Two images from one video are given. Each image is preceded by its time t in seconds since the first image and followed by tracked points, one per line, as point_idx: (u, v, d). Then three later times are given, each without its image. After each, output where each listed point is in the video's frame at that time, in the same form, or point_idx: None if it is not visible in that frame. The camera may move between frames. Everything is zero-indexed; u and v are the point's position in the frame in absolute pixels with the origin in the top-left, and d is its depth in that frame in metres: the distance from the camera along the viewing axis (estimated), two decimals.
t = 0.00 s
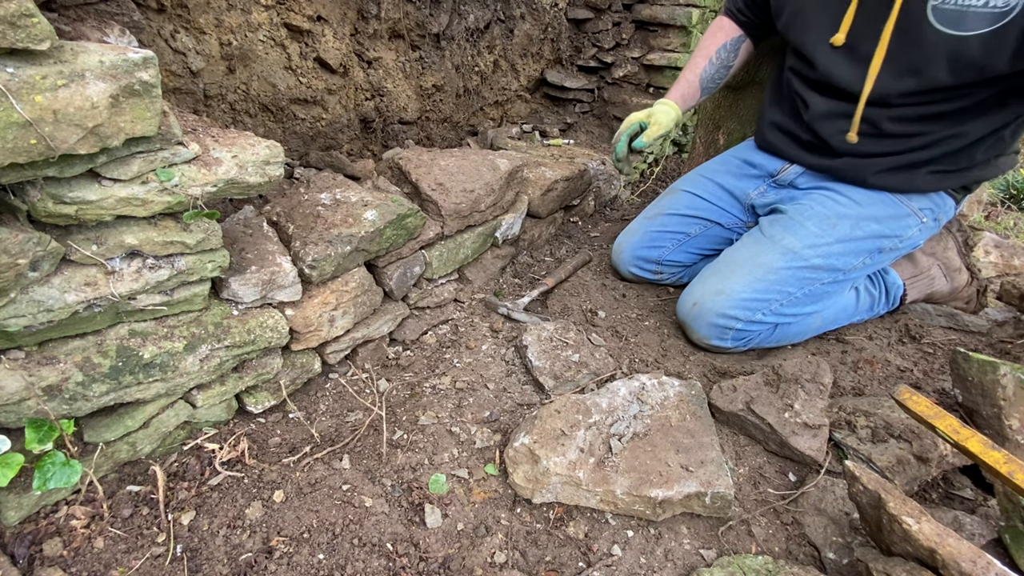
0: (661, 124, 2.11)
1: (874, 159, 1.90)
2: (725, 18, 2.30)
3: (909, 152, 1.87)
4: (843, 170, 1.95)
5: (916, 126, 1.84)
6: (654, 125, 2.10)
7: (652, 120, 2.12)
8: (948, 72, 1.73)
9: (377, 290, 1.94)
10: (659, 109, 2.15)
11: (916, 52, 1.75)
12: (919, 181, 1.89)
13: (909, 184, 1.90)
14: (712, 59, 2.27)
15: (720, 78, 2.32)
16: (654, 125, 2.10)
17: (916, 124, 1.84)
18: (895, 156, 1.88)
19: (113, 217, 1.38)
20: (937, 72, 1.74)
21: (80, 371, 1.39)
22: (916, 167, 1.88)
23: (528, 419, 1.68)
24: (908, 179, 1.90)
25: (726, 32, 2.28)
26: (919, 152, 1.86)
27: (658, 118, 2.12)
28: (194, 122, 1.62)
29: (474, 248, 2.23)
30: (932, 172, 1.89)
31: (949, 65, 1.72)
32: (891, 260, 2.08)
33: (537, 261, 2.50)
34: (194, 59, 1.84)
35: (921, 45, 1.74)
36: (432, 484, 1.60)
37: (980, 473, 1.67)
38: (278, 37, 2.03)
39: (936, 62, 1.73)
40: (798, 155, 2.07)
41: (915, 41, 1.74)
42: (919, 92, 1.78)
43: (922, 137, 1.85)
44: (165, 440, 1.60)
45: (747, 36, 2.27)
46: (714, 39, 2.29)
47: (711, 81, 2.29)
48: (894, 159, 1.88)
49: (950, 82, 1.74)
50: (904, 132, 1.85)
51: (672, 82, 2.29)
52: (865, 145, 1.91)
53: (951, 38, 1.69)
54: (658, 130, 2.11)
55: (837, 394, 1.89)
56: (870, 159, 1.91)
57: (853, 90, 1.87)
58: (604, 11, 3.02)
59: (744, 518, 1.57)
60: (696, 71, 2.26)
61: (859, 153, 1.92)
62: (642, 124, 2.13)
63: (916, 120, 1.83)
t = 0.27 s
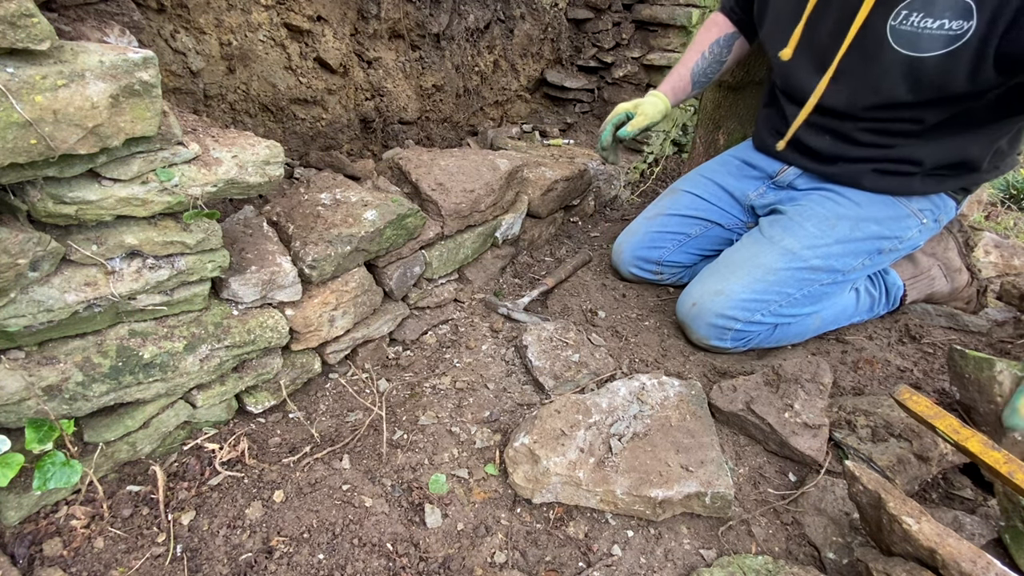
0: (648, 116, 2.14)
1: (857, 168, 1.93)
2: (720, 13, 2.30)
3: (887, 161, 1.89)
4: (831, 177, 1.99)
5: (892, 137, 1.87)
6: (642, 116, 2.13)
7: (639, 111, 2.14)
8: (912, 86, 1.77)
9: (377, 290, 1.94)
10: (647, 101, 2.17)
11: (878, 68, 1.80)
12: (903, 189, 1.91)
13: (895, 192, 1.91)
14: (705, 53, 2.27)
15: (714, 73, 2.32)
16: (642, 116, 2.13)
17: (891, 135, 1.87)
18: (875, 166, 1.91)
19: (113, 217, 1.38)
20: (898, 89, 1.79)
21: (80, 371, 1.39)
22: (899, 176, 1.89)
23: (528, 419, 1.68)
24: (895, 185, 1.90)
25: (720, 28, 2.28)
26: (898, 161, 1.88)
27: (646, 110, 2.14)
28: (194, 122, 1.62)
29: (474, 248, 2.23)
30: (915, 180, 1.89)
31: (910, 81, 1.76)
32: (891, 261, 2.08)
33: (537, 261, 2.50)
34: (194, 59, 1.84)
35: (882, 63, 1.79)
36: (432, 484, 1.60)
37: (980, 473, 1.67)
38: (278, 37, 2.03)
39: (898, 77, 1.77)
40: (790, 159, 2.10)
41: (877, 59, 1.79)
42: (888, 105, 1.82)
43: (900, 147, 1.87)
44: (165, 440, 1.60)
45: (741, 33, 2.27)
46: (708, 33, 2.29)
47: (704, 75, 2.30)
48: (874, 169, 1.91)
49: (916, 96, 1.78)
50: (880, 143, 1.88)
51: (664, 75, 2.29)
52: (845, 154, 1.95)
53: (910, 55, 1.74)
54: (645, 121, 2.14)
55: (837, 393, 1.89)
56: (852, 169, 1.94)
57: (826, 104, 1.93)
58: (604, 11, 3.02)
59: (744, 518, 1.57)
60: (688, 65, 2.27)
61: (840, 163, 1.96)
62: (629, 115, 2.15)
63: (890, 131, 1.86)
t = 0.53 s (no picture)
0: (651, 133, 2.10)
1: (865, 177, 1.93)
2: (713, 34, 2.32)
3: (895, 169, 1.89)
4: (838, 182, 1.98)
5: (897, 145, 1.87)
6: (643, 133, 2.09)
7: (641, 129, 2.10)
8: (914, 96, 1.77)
9: (377, 290, 1.94)
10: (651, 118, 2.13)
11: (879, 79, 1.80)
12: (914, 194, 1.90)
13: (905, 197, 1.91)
14: (702, 72, 2.27)
15: (710, 92, 2.32)
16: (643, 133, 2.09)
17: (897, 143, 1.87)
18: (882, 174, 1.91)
19: (113, 218, 1.38)
20: (902, 100, 1.79)
21: (80, 371, 1.39)
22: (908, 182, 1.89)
23: (528, 419, 1.68)
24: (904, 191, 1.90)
25: (715, 47, 2.29)
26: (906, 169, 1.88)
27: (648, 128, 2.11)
28: (194, 122, 1.62)
29: (474, 248, 2.23)
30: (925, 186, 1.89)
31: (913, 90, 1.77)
32: (892, 262, 2.08)
33: (537, 261, 2.50)
34: (194, 59, 1.84)
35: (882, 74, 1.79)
36: (432, 484, 1.60)
37: (980, 473, 1.67)
38: (278, 37, 2.03)
39: (901, 88, 1.78)
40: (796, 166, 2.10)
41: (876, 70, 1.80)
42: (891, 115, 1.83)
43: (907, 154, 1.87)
44: (165, 440, 1.60)
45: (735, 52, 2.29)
46: (703, 53, 2.30)
47: (701, 93, 2.29)
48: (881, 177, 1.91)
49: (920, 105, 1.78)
50: (886, 151, 1.89)
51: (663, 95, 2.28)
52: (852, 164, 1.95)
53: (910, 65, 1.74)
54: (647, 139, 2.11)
55: (838, 394, 1.89)
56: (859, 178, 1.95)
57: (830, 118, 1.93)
58: (604, 11, 3.02)
59: (744, 518, 1.57)
60: (687, 83, 2.26)
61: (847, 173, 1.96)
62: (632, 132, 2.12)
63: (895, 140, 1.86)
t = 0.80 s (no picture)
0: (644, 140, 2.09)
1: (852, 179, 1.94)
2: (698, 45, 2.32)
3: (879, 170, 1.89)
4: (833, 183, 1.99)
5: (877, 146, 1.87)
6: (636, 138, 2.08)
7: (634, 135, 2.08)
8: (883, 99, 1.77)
9: (377, 290, 1.94)
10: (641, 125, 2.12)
11: (846, 85, 1.81)
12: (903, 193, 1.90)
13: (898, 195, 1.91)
14: (688, 81, 2.27)
15: (698, 100, 2.32)
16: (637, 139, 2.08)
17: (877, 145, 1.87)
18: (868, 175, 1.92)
19: (113, 217, 1.38)
20: (873, 103, 1.79)
21: (80, 371, 1.39)
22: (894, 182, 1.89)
23: (528, 419, 1.68)
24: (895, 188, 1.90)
25: (700, 56, 2.29)
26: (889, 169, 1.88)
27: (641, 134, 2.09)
28: (194, 122, 1.62)
29: (474, 248, 2.23)
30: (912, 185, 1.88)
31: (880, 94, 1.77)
32: (891, 260, 2.08)
33: (537, 262, 2.50)
34: (194, 59, 1.84)
35: (849, 80, 1.80)
36: (432, 484, 1.60)
37: (980, 473, 1.67)
38: (278, 37, 2.03)
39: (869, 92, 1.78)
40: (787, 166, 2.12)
41: (843, 76, 1.81)
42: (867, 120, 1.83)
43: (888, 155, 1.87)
44: (165, 440, 1.60)
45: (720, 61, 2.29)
46: (689, 63, 2.30)
47: (689, 101, 2.28)
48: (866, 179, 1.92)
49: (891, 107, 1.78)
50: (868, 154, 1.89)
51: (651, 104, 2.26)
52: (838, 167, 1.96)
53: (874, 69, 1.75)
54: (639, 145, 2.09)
55: (838, 394, 1.89)
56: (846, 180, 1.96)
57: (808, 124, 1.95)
58: (604, 11, 3.02)
59: (744, 518, 1.57)
60: (675, 92, 2.25)
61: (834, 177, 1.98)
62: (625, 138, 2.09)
63: (873, 142, 1.87)
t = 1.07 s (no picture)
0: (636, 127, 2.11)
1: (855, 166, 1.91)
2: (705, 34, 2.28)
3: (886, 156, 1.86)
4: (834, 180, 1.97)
5: (887, 129, 1.83)
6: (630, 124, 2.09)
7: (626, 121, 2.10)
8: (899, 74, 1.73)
9: (377, 290, 1.94)
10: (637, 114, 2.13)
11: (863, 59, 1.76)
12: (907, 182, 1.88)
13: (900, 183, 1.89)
14: (691, 70, 2.25)
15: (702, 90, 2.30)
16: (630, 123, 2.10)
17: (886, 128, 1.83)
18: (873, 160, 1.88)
19: (113, 217, 1.38)
20: (886, 78, 1.75)
21: (80, 371, 1.39)
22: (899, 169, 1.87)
23: (528, 419, 1.68)
24: (895, 182, 1.89)
25: (706, 46, 2.26)
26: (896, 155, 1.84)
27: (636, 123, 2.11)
28: (194, 122, 1.62)
29: (474, 248, 2.23)
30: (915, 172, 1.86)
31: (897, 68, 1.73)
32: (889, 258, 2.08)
33: (537, 261, 2.50)
34: (194, 59, 1.84)
35: (864, 55, 1.76)
36: (432, 484, 1.60)
37: (980, 473, 1.67)
38: (278, 37, 2.03)
39: (885, 67, 1.74)
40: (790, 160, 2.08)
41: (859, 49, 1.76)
42: (880, 98, 1.78)
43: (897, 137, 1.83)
44: (165, 440, 1.60)
45: (725, 52, 2.25)
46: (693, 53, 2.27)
47: (691, 91, 2.27)
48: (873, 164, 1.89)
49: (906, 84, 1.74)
50: (876, 138, 1.86)
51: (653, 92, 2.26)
52: (844, 154, 1.92)
53: (893, 41, 1.71)
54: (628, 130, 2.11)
55: (838, 394, 1.89)
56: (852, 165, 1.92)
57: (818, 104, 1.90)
58: (604, 11, 3.02)
59: (744, 518, 1.57)
60: (678, 82, 2.24)
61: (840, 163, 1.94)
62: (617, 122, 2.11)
63: (884, 124, 1.83)
